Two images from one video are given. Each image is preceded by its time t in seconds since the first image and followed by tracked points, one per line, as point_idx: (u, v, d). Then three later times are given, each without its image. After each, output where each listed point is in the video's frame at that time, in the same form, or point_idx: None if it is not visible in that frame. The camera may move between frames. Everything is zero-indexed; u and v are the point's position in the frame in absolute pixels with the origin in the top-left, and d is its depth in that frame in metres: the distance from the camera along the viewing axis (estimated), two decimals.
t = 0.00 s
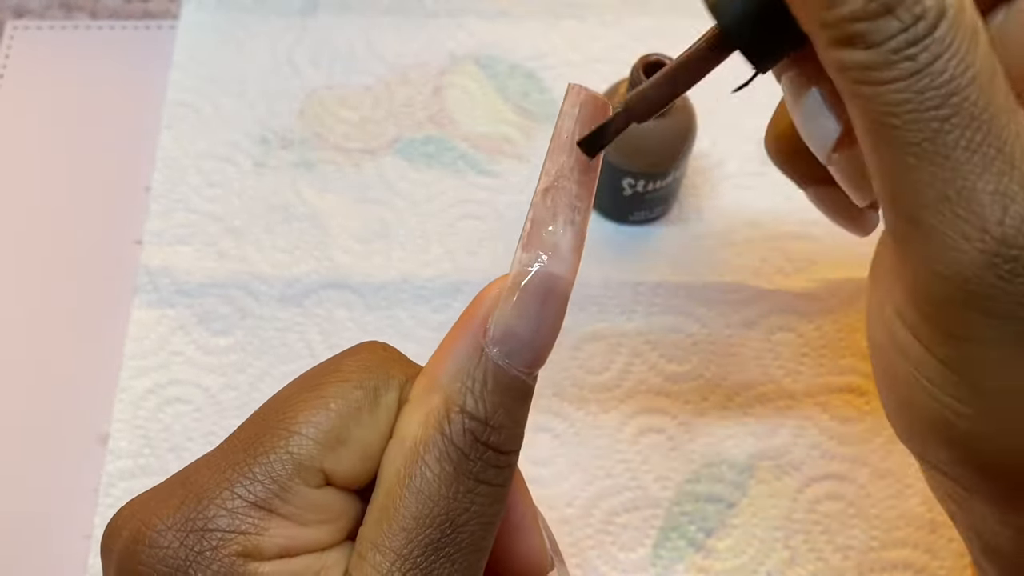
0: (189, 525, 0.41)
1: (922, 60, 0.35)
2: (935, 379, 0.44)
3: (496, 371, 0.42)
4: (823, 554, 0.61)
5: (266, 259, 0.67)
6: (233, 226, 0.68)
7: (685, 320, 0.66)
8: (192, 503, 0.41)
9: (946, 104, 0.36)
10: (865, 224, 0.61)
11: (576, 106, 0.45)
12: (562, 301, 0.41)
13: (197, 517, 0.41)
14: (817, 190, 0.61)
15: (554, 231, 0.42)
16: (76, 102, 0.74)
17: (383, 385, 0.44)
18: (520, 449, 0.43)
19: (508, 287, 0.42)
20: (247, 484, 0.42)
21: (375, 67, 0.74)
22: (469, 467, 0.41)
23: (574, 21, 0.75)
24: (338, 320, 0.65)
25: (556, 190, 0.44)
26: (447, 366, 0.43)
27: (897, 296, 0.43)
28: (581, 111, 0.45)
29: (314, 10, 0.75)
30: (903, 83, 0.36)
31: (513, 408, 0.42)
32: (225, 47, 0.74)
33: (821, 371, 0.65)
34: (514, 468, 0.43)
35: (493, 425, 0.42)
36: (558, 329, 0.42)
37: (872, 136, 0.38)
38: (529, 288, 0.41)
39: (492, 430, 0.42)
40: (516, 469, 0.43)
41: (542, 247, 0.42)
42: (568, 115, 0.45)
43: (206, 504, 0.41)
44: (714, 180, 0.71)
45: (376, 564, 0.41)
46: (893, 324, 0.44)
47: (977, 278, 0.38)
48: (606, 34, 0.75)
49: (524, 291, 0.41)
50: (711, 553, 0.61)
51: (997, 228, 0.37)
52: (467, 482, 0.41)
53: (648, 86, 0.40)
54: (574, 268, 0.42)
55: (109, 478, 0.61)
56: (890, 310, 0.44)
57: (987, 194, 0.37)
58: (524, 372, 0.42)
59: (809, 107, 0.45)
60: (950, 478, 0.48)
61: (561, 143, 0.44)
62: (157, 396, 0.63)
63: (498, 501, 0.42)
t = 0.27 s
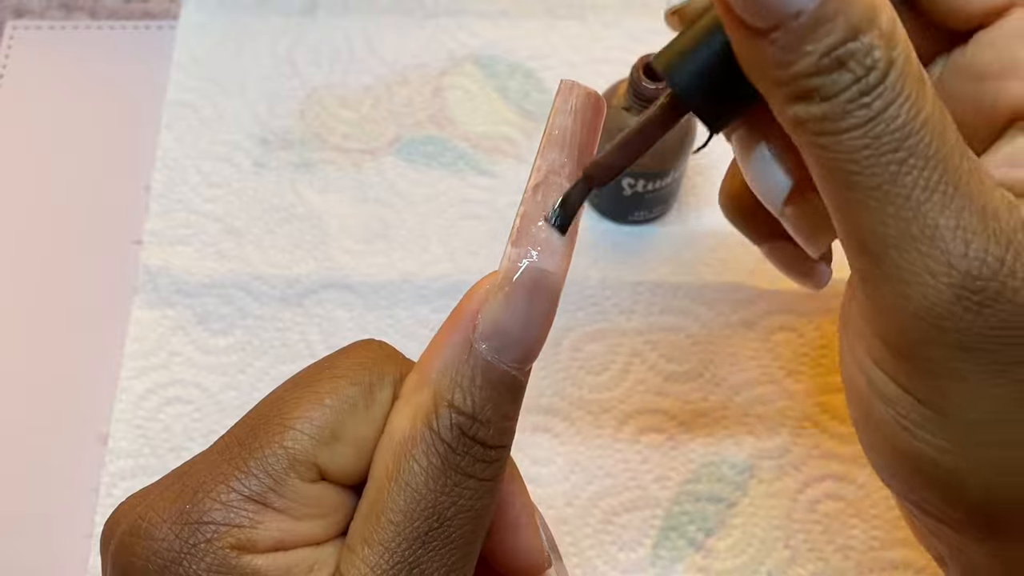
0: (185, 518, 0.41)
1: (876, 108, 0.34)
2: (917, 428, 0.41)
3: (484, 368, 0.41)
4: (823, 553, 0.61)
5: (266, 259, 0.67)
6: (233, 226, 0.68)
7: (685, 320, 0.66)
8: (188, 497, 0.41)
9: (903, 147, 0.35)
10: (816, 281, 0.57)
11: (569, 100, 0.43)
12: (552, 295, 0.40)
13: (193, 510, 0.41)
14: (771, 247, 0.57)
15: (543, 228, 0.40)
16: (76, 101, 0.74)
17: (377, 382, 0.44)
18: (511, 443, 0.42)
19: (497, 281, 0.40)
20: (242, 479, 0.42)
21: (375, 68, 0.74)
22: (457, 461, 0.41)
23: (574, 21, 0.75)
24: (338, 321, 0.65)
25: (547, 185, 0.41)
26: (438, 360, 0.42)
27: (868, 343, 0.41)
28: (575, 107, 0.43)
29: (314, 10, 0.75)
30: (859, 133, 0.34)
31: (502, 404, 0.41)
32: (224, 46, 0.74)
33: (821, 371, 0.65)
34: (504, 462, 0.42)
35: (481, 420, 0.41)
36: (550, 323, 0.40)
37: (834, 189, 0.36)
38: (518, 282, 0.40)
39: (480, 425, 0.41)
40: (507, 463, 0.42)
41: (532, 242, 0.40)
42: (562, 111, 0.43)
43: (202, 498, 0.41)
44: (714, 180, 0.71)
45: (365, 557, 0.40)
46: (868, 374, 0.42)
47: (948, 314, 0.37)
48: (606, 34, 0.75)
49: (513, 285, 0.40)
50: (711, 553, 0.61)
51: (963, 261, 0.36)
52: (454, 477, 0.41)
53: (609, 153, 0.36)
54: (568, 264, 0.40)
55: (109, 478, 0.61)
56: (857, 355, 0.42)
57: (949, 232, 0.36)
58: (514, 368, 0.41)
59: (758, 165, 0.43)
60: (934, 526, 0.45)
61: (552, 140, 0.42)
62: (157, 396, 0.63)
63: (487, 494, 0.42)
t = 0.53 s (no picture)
0: (184, 518, 0.41)
1: (875, 122, 0.35)
2: (911, 440, 0.43)
3: (483, 366, 0.41)
4: (823, 553, 0.61)
5: (266, 258, 0.67)
6: (233, 225, 0.68)
7: (685, 320, 0.66)
8: (187, 497, 0.41)
9: (903, 164, 0.36)
10: (822, 283, 0.58)
11: (567, 98, 0.44)
12: (549, 293, 0.40)
13: (192, 510, 0.41)
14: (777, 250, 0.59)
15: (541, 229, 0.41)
16: (76, 101, 0.74)
17: (376, 382, 0.44)
18: (509, 442, 0.42)
19: (494, 280, 0.41)
20: (242, 478, 0.42)
21: (375, 67, 0.74)
22: (456, 459, 0.41)
23: (573, 20, 0.75)
24: (338, 320, 0.65)
25: (545, 183, 0.42)
26: (437, 359, 0.42)
27: (863, 353, 0.42)
28: (572, 106, 0.44)
29: (314, 10, 0.75)
30: (856, 147, 0.35)
31: (501, 402, 0.41)
32: (225, 46, 0.74)
33: (821, 370, 0.65)
34: (502, 461, 0.42)
35: (480, 418, 0.41)
36: (548, 321, 0.41)
37: (831, 201, 0.37)
38: (515, 281, 0.40)
39: (479, 423, 0.41)
40: (505, 462, 0.42)
41: (530, 242, 0.41)
42: (561, 110, 0.44)
43: (201, 498, 0.41)
44: (713, 181, 0.71)
45: (365, 557, 0.40)
46: (864, 386, 0.44)
47: (946, 332, 0.38)
48: (606, 33, 0.75)
49: (511, 284, 0.40)
50: (710, 552, 0.61)
51: (962, 281, 0.37)
52: (454, 475, 0.41)
53: (606, 168, 0.34)
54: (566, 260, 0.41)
55: (109, 477, 0.61)
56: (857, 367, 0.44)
57: (949, 252, 0.37)
58: (513, 367, 0.41)
59: (762, 179, 0.46)
60: (930, 533, 0.48)
61: (551, 139, 0.43)
62: (157, 395, 0.63)
63: (486, 493, 0.42)
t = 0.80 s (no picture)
0: (182, 516, 0.41)
1: (877, 130, 0.35)
2: (920, 445, 0.42)
3: (479, 364, 0.40)
4: (823, 553, 0.61)
5: (266, 258, 0.67)
6: (233, 225, 0.68)
7: (685, 319, 0.66)
8: (185, 495, 0.41)
9: (905, 171, 0.35)
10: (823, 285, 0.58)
11: (565, 95, 0.44)
12: (546, 291, 0.40)
13: (190, 508, 0.41)
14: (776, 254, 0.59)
15: (538, 228, 0.42)
16: (76, 101, 0.74)
17: (375, 380, 0.44)
18: (507, 439, 0.42)
19: (489, 278, 0.41)
20: (240, 476, 0.42)
21: (375, 67, 0.74)
22: (451, 457, 0.40)
23: (573, 20, 0.75)
24: (338, 319, 0.65)
25: (540, 182, 0.43)
26: (433, 357, 0.42)
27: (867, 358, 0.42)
28: (569, 103, 0.44)
29: (314, 10, 0.75)
30: (859, 155, 0.35)
31: (498, 400, 0.41)
32: (225, 46, 0.74)
33: (820, 370, 0.65)
34: (499, 459, 0.42)
35: (476, 416, 0.41)
36: (544, 319, 0.40)
37: (833, 210, 0.37)
38: (510, 279, 0.40)
39: (475, 421, 0.41)
40: (502, 460, 0.42)
41: (526, 239, 0.41)
42: (558, 107, 0.44)
43: (199, 496, 0.41)
44: (714, 183, 0.71)
45: (361, 555, 0.40)
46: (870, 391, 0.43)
47: (953, 339, 0.38)
48: (606, 32, 0.75)
49: (507, 282, 0.40)
50: (710, 552, 0.61)
51: (969, 286, 0.37)
52: (449, 473, 0.40)
53: (606, 183, 0.36)
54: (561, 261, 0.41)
55: (109, 477, 0.61)
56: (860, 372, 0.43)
57: (957, 257, 0.37)
58: (510, 365, 0.40)
59: (767, 195, 0.46)
60: (931, 533, 0.47)
61: (547, 137, 0.44)
62: (156, 395, 0.63)
63: (482, 490, 0.41)
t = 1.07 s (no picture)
0: (169, 508, 0.41)
1: (897, 139, 0.34)
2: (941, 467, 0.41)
3: (456, 357, 0.40)
4: (823, 552, 0.61)
5: (266, 257, 0.67)
6: (233, 225, 0.68)
7: (685, 319, 0.66)
8: (173, 488, 0.41)
9: (927, 177, 0.35)
10: (795, 304, 0.57)
11: (546, 87, 0.43)
12: (524, 283, 0.40)
13: (177, 500, 0.41)
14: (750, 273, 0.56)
15: (514, 221, 0.42)
16: (75, 100, 0.74)
17: (361, 375, 0.44)
18: (486, 433, 0.41)
19: (467, 273, 0.40)
20: (227, 469, 0.42)
21: (375, 67, 0.74)
22: (426, 451, 0.40)
23: (573, 20, 0.75)
24: (338, 319, 0.65)
25: (518, 174, 0.43)
26: (411, 351, 0.41)
27: (886, 377, 0.41)
28: (550, 95, 0.43)
29: (314, 9, 0.75)
30: (881, 163, 0.34)
31: (475, 393, 0.40)
32: (225, 45, 0.74)
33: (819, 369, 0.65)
34: (478, 452, 0.41)
35: (452, 409, 0.40)
36: (523, 313, 0.40)
37: (853, 222, 0.36)
38: (487, 271, 0.40)
39: (451, 415, 0.40)
40: (482, 454, 0.41)
41: (505, 233, 0.41)
42: (539, 98, 0.43)
43: (186, 488, 0.41)
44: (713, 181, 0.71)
45: (339, 548, 0.40)
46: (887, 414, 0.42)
47: (978, 349, 0.37)
48: (606, 32, 0.75)
49: (486, 275, 0.40)
50: (710, 551, 0.61)
51: (996, 292, 0.36)
52: (423, 466, 0.40)
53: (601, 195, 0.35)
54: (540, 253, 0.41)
55: (109, 477, 0.61)
56: (874, 388, 0.42)
57: (981, 264, 0.36)
58: (488, 357, 0.40)
59: (759, 204, 0.43)
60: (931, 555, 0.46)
61: (528, 130, 0.43)
62: (156, 394, 0.63)
63: (460, 484, 0.41)
